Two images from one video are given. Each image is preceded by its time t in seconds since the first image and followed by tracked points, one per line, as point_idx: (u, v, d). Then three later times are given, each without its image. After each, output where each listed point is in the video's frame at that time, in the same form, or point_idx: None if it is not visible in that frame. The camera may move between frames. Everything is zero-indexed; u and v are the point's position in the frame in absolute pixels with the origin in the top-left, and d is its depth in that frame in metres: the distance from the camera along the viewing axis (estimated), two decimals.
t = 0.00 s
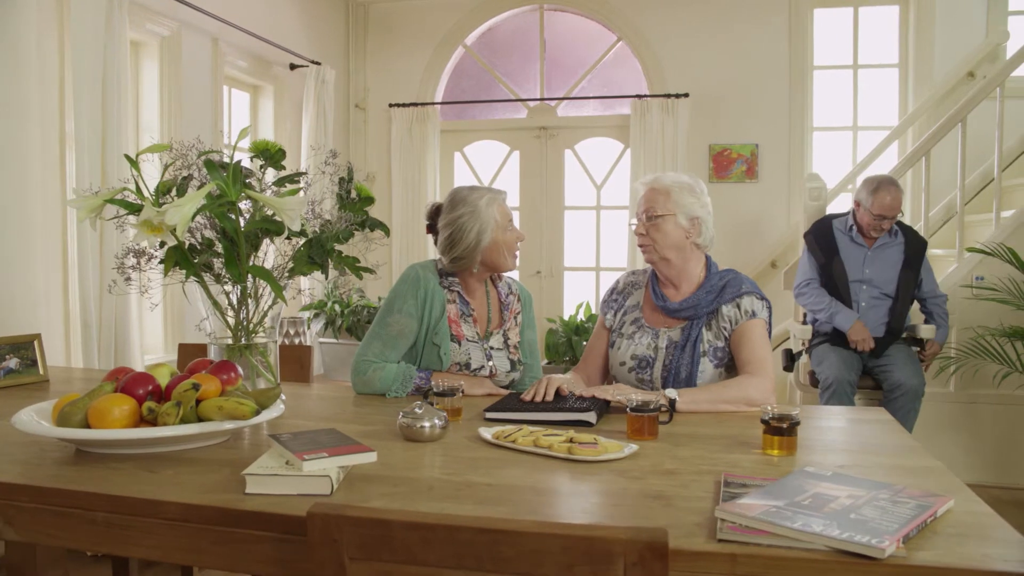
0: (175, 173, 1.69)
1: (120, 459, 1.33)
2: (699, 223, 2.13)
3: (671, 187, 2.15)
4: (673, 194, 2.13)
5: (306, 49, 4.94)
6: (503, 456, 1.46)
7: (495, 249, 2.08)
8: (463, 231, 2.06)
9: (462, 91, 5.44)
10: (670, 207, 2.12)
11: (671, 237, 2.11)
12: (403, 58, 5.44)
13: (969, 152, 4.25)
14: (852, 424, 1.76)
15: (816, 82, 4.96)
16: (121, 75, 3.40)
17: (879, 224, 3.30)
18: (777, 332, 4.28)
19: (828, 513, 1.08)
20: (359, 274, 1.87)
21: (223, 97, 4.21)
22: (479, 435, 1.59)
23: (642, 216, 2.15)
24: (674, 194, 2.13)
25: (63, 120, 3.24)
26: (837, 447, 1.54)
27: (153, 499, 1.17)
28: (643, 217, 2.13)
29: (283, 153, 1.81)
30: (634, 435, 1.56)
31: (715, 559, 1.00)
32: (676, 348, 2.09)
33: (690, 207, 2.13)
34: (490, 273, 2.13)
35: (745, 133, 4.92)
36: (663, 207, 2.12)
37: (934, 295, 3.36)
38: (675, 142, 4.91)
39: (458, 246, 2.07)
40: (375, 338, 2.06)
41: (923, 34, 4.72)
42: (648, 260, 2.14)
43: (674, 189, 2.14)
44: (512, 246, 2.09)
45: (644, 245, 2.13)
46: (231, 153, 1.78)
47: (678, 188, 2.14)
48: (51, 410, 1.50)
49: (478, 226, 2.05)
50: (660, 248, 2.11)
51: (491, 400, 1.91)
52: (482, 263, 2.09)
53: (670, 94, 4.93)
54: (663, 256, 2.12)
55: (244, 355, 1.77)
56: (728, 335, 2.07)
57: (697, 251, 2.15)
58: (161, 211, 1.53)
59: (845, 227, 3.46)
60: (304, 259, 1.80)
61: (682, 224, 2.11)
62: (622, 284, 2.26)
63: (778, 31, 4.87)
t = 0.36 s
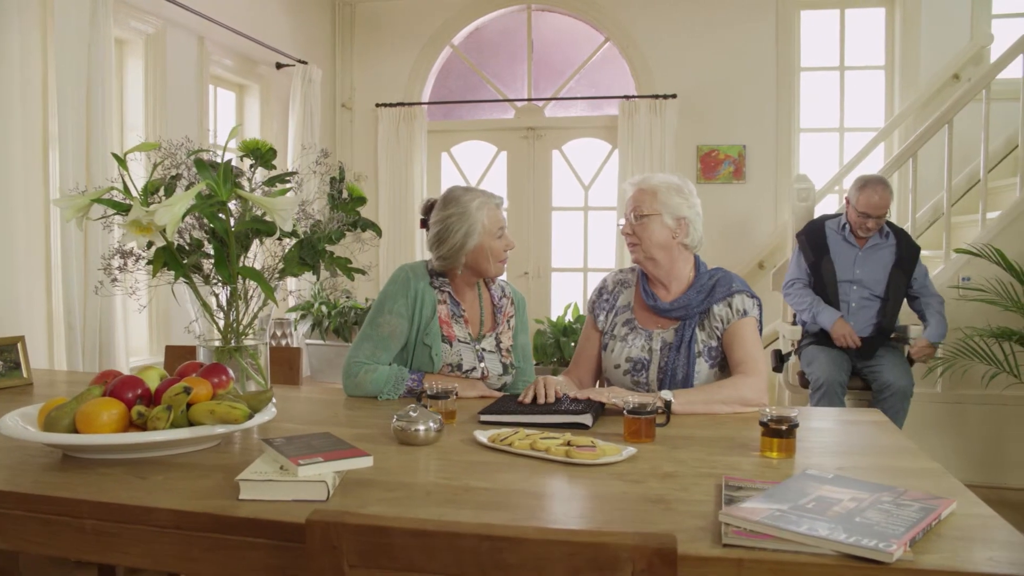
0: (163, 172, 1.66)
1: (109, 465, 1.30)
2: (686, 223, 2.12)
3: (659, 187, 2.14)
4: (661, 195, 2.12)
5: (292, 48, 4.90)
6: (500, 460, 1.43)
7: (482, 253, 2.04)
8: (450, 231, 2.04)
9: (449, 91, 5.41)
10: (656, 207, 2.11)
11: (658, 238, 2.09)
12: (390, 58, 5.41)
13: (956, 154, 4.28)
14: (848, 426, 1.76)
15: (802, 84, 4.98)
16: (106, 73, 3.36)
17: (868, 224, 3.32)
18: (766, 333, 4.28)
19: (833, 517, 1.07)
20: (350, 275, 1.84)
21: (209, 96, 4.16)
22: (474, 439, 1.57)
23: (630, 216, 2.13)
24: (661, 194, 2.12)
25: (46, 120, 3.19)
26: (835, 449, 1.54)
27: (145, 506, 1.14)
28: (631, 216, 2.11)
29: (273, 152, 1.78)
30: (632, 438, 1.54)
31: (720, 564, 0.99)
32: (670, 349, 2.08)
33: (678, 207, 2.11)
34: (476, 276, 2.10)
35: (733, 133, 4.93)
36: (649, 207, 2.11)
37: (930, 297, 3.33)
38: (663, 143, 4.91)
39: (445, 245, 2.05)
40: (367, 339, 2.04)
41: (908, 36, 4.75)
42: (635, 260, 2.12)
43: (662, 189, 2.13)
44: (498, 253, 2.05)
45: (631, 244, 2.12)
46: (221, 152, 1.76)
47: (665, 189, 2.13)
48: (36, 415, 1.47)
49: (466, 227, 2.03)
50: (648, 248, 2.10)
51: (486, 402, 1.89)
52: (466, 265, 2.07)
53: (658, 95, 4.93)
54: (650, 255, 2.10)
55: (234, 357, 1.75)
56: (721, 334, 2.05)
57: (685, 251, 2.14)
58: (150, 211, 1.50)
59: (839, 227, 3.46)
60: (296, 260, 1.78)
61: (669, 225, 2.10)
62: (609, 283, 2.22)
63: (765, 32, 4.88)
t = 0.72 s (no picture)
0: (151, 170, 1.62)
1: (99, 471, 1.27)
2: (676, 224, 2.03)
3: (648, 188, 2.05)
4: (649, 195, 2.02)
5: (278, 47, 4.86)
6: (497, 463, 1.42)
7: (471, 249, 2.02)
8: (440, 226, 2.01)
9: (436, 91, 5.39)
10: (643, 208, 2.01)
11: (647, 240, 2.00)
12: (377, 57, 5.38)
13: (942, 156, 4.31)
14: (844, 426, 1.75)
15: (789, 85, 5.00)
16: (91, 72, 3.31)
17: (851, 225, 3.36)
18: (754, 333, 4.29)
19: (837, 520, 1.07)
20: (342, 276, 1.81)
21: (194, 95, 4.12)
22: (470, 442, 1.55)
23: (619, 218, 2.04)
24: (649, 195, 2.03)
25: (28, 119, 3.14)
26: (834, 451, 1.53)
27: (137, 513, 1.11)
28: (619, 219, 2.02)
29: (264, 152, 1.75)
30: (630, 440, 1.53)
31: (725, 569, 0.98)
32: (660, 352, 2.00)
33: (668, 209, 2.02)
34: (467, 275, 2.07)
35: (720, 134, 4.94)
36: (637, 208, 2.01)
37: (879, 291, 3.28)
38: (651, 143, 4.91)
39: (436, 239, 2.02)
40: (357, 340, 2.01)
41: (894, 37, 4.77)
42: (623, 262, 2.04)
43: (650, 190, 2.03)
44: (489, 251, 2.02)
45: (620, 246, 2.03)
46: (211, 150, 1.73)
47: (655, 190, 2.04)
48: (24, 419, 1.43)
49: (456, 223, 2.01)
50: (637, 249, 2.01)
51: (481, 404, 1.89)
52: (457, 262, 2.05)
53: (646, 95, 4.93)
54: (638, 258, 2.01)
55: (224, 360, 1.72)
56: (712, 337, 1.98)
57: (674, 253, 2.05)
58: (139, 210, 1.47)
59: (824, 227, 3.51)
60: (287, 260, 1.75)
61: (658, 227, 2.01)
62: (603, 288, 2.16)
63: (752, 33, 4.89)
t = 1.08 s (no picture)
0: (142, 169, 1.59)
1: (91, 477, 1.24)
2: (669, 225, 1.92)
3: (639, 188, 1.94)
4: (642, 196, 1.92)
5: (265, 45, 4.81)
6: (497, 467, 1.40)
7: (467, 253, 1.99)
8: (437, 226, 1.98)
9: (424, 91, 5.36)
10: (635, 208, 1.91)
11: (641, 241, 1.89)
12: (365, 56, 5.34)
13: (930, 157, 4.34)
14: (843, 426, 1.74)
15: (778, 85, 5.00)
16: (75, 69, 3.26)
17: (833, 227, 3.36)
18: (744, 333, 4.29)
19: (845, 523, 1.06)
20: (336, 276, 1.78)
21: (181, 94, 4.07)
22: (469, 445, 1.53)
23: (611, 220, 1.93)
24: (642, 196, 1.93)
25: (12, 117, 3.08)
26: (834, 452, 1.52)
27: (132, 520, 1.09)
28: (612, 220, 1.92)
29: (257, 151, 1.71)
30: (630, 442, 1.52)
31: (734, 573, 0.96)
32: (653, 353, 1.90)
33: (662, 210, 1.92)
34: (462, 279, 2.04)
35: (710, 134, 4.94)
36: (629, 209, 1.91)
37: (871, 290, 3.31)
38: (640, 144, 4.91)
39: (433, 239, 1.99)
40: (352, 342, 1.98)
41: (883, 38, 4.79)
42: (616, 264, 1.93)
43: (643, 191, 1.93)
44: (485, 255, 2.00)
45: (612, 248, 1.92)
46: (203, 149, 1.69)
47: (647, 190, 1.93)
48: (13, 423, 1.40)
49: (454, 224, 1.98)
50: (631, 252, 1.90)
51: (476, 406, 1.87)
52: (450, 264, 2.01)
53: (635, 95, 4.92)
54: (632, 261, 1.91)
55: (215, 362, 1.69)
56: (707, 338, 1.88)
57: (667, 254, 1.95)
58: (132, 210, 1.44)
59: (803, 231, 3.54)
60: (280, 261, 1.72)
61: (651, 228, 1.91)
62: (594, 290, 2.03)
63: (741, 33, 4.90)
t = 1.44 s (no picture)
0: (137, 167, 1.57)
1: (88, 483, 1.20)
2: (669, 224, 1.91)
3: (638, 188, 1.92)
4: (641, 196, 1.90)
5: (256, 44, 4.77)
6: (502, 470, 1.38)
7: (461, 254, 1.95)
8: (435, 225, 1.96)
9: (416, 90, 5.33)
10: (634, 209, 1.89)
11: (640, 241, 1.87)
12: (356, 54, 5.30)
13: (923, 159, 4.35)
14: (846, 426, 1.73)
15: (770, 86, 5.01)
16: (64, 66, 3.22)
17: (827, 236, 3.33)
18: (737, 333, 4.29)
19: (861, 526, 1.04)
20: (334, 278, 1.76)
21: (171, 92, 4.03)
22: (472, 448, 1.51)
23: (610, 220, 1.91)
24: (641, 196, 1.91)
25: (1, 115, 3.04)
26: (840, 453, 1.51)
27: (133, 528, 1.06)
28: (611, 220, 1.90)
29: (254, 149, 1.68)
30: (634, 445, 1.50)
31: None
32: (654, 354, 1.87)
33: (662, 209, 1.90)
34: (458, 279, 2.01)
35: (702, 134, 4.94)
36: (628, 210, 1.89)
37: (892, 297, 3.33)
38: (633, 144, 4.90)
39: (428, 236, 1.96)
40: (349, 343, 1.95)
41: (874, 39, 4.81)
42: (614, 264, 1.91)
43: (642, 190, 1.91)
44: (478, 258, 1.96)
45: (612, 249, 1.90)
46: (198, 148, 1.66)
47: (646, 190, 1.91)
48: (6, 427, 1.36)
49: (452, 223, 1.95)
50: (631, 252, 1.88)
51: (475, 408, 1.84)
52: (447, 264, 1.98)
53: (627, 95, 4.91)
54: (632, 261, 1.88)
55: (212, 364, 1.66)
56: (708, 338, 1.86)
57: (667, 253, 1.93)
58: (128, 209, 1.41)
59: (797, 240, 3.52)
60: (278, 261, 1.70)
61: (651, 228, 1.89)
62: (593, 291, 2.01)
63: (734, 33, 4.90)
